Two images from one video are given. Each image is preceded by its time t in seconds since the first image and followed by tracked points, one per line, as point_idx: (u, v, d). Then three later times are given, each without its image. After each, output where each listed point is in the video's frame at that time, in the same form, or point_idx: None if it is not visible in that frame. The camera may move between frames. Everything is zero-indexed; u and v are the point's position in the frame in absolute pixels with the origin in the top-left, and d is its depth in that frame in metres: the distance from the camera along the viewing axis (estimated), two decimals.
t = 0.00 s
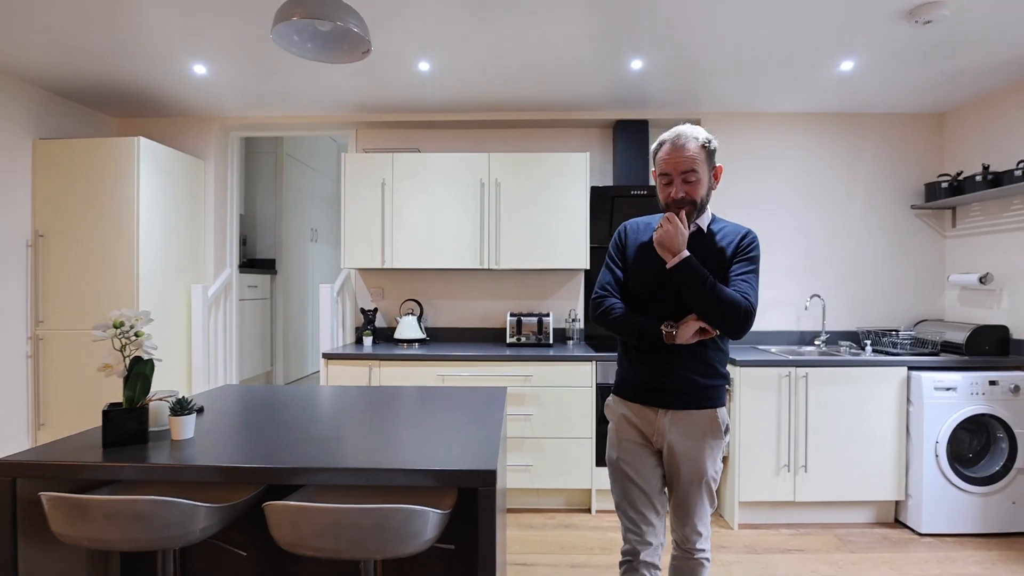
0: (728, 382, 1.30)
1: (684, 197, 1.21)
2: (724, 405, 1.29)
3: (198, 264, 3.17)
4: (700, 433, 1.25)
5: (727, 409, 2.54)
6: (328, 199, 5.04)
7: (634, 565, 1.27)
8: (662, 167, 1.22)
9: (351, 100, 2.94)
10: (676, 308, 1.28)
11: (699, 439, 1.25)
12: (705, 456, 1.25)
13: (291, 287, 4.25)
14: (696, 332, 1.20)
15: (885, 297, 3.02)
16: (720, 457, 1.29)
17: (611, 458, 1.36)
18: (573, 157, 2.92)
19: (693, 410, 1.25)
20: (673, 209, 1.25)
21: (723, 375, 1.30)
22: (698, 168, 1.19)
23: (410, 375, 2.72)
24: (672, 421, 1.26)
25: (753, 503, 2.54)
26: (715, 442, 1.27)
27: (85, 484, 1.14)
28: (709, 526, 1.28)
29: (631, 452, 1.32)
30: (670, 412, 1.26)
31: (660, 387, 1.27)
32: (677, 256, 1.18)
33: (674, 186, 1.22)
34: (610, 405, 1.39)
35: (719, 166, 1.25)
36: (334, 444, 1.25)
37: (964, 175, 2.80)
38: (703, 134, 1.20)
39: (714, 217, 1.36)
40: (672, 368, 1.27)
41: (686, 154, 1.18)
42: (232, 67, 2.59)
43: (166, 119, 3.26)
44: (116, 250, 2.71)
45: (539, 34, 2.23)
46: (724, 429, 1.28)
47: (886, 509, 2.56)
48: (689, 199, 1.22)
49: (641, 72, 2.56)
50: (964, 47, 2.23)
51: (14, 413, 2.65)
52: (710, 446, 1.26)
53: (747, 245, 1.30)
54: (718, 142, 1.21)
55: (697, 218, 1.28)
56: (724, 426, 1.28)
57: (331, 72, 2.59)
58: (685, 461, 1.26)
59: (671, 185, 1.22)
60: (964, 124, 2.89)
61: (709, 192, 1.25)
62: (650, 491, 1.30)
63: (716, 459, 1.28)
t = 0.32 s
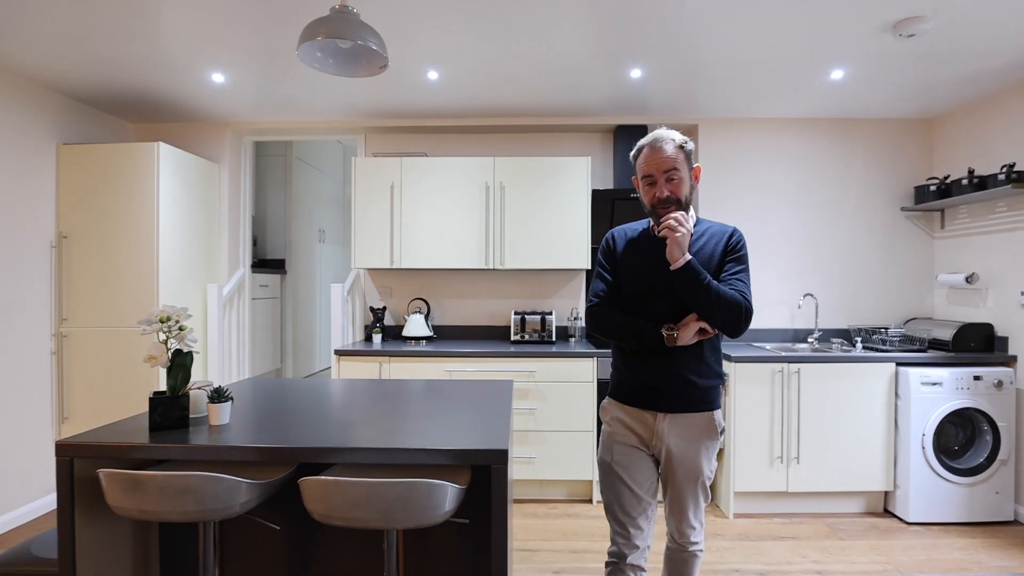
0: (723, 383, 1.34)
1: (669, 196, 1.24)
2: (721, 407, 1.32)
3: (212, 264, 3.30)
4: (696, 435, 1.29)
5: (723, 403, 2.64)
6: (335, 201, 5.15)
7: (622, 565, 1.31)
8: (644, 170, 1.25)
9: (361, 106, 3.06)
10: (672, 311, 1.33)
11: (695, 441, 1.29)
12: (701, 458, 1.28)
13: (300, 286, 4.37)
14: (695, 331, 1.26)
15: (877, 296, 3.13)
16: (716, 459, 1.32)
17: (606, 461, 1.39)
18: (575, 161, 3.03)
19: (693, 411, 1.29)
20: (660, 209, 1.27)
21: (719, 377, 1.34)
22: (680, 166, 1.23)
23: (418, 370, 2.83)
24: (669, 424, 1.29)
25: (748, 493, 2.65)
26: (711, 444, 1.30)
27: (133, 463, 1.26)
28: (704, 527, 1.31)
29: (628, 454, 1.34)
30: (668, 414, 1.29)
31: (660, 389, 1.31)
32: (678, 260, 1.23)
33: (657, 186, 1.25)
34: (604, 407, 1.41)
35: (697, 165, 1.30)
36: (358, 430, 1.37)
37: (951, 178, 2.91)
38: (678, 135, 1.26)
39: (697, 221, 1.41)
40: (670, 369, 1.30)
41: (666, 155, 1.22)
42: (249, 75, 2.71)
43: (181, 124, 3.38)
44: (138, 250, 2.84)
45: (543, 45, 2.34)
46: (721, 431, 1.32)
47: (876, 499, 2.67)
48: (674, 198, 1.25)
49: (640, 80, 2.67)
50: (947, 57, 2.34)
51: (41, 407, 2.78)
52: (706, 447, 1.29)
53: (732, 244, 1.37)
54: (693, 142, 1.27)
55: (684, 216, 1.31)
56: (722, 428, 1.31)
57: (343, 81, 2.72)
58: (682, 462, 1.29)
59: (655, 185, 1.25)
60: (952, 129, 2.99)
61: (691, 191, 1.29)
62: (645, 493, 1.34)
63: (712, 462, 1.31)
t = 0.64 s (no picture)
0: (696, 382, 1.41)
1: (648, 186, 1.30)
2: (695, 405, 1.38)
3: (226, 264, 3.41)
4: (673, 434, 1.35)
5: (720, 399, 2.75)
6: (341, 203, 5.25)
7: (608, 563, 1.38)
8: (624, 160, 1.32)
9: (370, 113, 3.17)
10: (648, 306, 1.38)
11: (671, 441, 1.35)
12: (677, 457, 1.34)
13: (308, 286, 4.48)
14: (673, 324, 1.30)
15: (869, 295, 3.23)
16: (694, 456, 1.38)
17: (585, 464, 1.45)
18: (577, 165, 3.14)
19: (669, 409, 1.35)
20: (639, 200, 1.31)
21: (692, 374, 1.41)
22: (658, 158, 1.30)
23: (425, 367, 2.94)
24: (645, 423, 1.35)
25: (744, 486, 2.75)
26: (688, 442, 1.35)
27: (171, 449, 1.37)
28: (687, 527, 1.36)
29: (606, 456, 1.40)
30: (644, 412, 1.35)
31: (638, 386, 1.36)
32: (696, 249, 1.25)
33: (636, 177, 1.31)
34: (579, 411, 1.45)
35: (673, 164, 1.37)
36: (373, 418, 1.47)
37: (941, 182, 3.01)
38: (655, 131, 1.34)
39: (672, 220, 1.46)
40: (646, 367, 1.36)
41: (643, 148, 1.30)
42: (263, 84, 2.82)
43: (195, 130, 3.50)
44: (157, 252, 2.96)
45: (546, 56, 2.45)
46: (696, 429, 1.37)
47: (867, 491, 2.77)
48: (653, 188, 1.30)
49: (640, 88, 2.77)
50: (933, 67, 2.44)
51: (63, 403, 2.90)
52: (683, 446, 1.35)
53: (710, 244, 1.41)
54: (670, 140, 1.35)
55: (661, 211, 1.36)
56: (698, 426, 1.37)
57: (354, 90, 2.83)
58: (658, 461, 1.35)
59: (634, 176, 1.31)
60: (942, 135, 3.09)
61: (669, 185, 1.34)
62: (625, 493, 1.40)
63: (690, 461, 1.36)
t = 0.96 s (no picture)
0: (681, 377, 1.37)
1: (632, 186, 1.27)
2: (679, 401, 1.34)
3: (236, 265, 3.51)
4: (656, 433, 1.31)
5: (716, 395, 2.84)
6: (346, 205, 5.35)
7: (604, 563, 1.37)
8: (607, 160, 1.29)
9: (376, 118, 3.26)
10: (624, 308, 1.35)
11: (655, 441, 1.30)
12: (661, 456, 1.30)
13: (315, 286, 4.57)
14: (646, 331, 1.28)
15: (862, 296, 3.31)
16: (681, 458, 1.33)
17: (572, 465, 1.43)
18: (577, 169, 3.23)
19: (649, 409, 1.31)
20: (622, 201, 1.29)
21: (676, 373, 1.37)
22: (642, 158, 1.28)
23: (430, 365, 3.03)
24: (627, 423, 1.31)
25: (739, 480, 2.84)
26: (672, 442, 1.31)
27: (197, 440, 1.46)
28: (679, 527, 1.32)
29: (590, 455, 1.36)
30: (625, 412, 1.31)
31: (618, 389, 1.32)
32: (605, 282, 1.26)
33: (620, 178, 1.28)
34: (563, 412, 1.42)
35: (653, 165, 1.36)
36: (383, 411, 1.57)
37: (931, 185, 3.09)
38: (638, 132, 1.31)
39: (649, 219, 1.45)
40: (626, 367, 1.32)
41: (627, 148, 1.28)
42: (274, 91, 2.92)
43: (206, 134, 3.60)
44: (171, 253, 3.06)
45: (546, 65, 2.55)
46: (682, 428, 1.32)
47: (858, 486, 2.86)
48: (636, 189, 1.28)
49: (638, 95, 2.87)
50: (920, 75, 2.53)
51: (80, 399, 3.00)
52: (667, 445, 1.31)
53: (684, 241, 1.37)
54: (651, 140, 1.33)
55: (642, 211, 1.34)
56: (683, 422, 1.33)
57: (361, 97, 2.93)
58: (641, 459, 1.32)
59: (617, 176, 1.29)
60: (932, 139, 3.17)
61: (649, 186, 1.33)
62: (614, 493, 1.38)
63: (676, 459, 1.32)
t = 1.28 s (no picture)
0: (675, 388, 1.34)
1: (603, 198, 1.26)
2: (671, 414, 1.31)
3: (244, 266, 3.62)
4: (641, 444, 1.30)
5: (711, 392, 2.93)
6: (350, 206, 5.44)
7: (599, 558, 1.41)
8: (577, 173, 1.28)
9: (382, 123, 3.36)
10: (612, 316, 1.36)
11: (639, 451, 1.30)
12: (646, 467, 1.29)
13: (320, 286, 4.67)
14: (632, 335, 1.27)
15: (855, 295, 3.40)
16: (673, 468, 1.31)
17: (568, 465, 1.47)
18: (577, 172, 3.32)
19: (637, 419, 1.30)
20: (598, 212, 1.29)
21: (672, 382, 1.34)
22: (610, 168, 1.24)
23: (434, 363, 3.13)
24: (613, 432, 1.32)
25: (734, 474, 2.93)
26: (660, 454, 1.30)
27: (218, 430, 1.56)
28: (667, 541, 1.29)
29: (581, 459, 1.40)
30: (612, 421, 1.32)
31: (606, 397, 1.34)
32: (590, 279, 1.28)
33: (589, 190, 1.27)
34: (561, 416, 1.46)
35: (633, 164, 1.30)
36: (392, 404, 1.66)
37: (921, 188, 3.18)
38: (609, 136, 1.27)
39: (647, 218, 1.42)
40: (613, 376, 1.34)
41: (595, 158, 1.24)
42: (283, 97, 3.02)
43: (215, 138, 3.69)
44: (183, 254, 3.16)
45: (547, 72, 2.64)
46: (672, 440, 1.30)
47: (850, 480, 2.95)
48: (609, 200, 1.26)
49: (635, 100, 2.95)
50: (908, 82, 2.62)
51: (95, 395, 3.10)
52: (653, 456, 1.30)
53: (676, 243, 1.32)
54: (626, 140, 1.27)
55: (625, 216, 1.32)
56: (673, 435, 1.30)
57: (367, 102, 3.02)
58: (626, 468, 1.31)
59: (589, 189, 1.27)
60: (923, 142, 3.26)
61: (629, 190, 1.29)
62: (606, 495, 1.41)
63: (663, 472, 1.30)
